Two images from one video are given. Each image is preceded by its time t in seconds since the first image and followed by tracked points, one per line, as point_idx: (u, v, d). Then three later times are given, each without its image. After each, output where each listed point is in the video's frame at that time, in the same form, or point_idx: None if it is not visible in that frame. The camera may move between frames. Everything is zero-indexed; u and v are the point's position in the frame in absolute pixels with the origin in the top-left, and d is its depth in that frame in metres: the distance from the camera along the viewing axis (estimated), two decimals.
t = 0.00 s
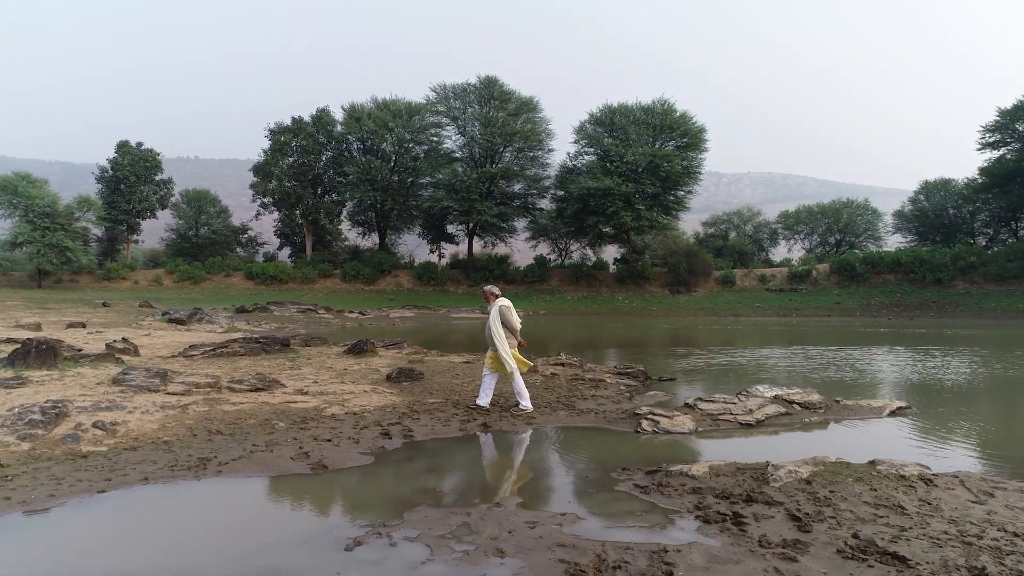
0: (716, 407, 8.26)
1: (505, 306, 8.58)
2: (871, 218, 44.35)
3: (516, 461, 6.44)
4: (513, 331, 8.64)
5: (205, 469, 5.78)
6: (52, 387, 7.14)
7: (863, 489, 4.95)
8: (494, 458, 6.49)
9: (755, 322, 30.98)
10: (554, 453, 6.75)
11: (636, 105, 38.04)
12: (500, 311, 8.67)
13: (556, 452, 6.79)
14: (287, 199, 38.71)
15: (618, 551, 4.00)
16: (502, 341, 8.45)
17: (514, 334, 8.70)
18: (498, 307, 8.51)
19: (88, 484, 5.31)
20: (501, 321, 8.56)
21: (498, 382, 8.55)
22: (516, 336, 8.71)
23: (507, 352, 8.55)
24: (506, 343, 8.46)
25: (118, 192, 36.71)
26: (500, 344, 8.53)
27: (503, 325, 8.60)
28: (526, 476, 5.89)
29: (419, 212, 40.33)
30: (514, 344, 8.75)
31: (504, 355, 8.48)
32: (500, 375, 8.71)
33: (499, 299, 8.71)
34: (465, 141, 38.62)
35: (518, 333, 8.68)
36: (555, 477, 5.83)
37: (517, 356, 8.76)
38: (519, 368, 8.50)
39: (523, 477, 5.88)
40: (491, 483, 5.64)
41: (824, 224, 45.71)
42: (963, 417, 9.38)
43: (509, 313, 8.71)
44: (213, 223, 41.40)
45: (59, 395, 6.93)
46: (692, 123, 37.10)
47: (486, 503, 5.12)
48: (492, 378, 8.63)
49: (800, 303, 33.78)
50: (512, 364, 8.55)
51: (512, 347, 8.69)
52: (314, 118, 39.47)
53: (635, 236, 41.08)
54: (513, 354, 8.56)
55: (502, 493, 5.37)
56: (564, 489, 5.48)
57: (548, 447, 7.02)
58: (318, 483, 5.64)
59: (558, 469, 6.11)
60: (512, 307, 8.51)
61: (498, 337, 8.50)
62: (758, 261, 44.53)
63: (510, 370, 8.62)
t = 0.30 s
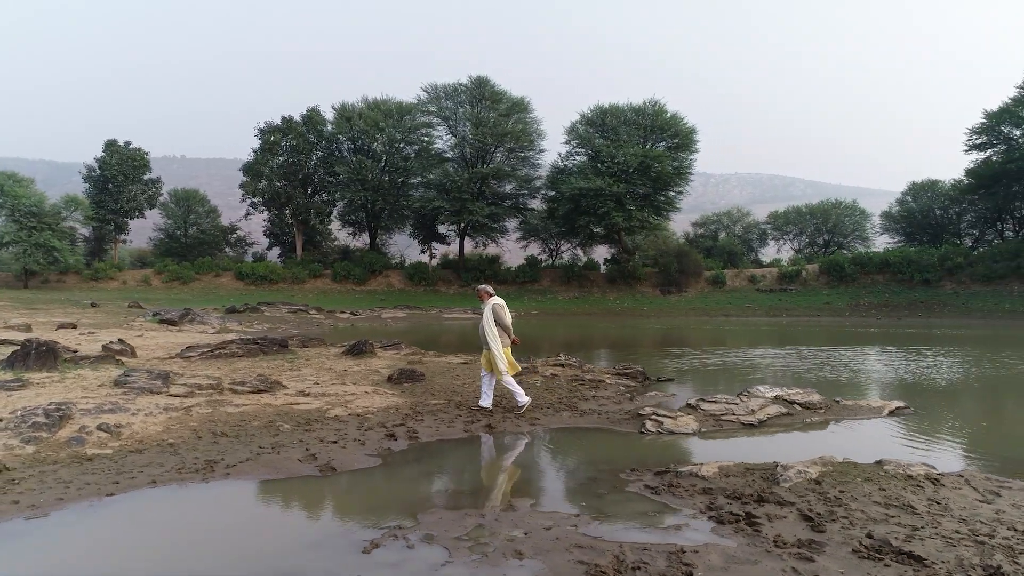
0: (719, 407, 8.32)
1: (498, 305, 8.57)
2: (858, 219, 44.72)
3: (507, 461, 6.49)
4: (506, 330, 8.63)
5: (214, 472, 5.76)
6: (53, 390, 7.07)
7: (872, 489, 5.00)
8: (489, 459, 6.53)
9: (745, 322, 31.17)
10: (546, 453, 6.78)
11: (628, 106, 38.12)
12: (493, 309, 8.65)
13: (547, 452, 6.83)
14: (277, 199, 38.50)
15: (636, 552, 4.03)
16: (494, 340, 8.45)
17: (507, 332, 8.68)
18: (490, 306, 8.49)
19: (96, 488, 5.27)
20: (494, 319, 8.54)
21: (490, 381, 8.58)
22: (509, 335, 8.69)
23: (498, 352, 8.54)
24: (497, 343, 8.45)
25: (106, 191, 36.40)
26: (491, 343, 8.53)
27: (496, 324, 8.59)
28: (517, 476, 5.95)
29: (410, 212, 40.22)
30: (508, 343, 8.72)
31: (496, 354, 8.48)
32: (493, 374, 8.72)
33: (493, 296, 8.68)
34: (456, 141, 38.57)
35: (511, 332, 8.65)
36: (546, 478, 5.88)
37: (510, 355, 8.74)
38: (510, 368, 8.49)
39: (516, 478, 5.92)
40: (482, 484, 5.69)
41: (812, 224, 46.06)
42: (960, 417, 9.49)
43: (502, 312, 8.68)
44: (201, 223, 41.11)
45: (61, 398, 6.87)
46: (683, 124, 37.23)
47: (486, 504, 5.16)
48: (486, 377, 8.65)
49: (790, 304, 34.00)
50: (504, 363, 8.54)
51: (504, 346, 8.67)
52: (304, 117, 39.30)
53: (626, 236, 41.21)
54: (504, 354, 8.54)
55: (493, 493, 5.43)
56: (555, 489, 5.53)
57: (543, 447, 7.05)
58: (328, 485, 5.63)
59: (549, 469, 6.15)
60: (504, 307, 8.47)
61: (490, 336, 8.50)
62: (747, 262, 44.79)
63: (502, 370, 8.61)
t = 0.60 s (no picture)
0: (721, 407, 8.37)
1: (495, 305, 8.63)
2: (846, 220, 45.06)
3: (510, 462, 6.50)
4: (502, 329, 8.66)
5: (223, 474, 5.73)
6: (55, 392, 7.01)
7: (881, 489, 5.05)
8: (485, 459, 6.59)
9: (736, 322, 31.32)
10: (536, 453, 6.86)
11: (619, 106, 38.21)
12: (490, 309, 8.68)
13: (538, 452, 6.91)
14: (267, 199, 38.29)
15: (653, 553, 4.05)
16: (489, 339, 8.46)
17: (503, 332, 8.71)
18: (487, 305, 8.53)
19: (105, 491, 5.23)
20: (490, 318, 8.58)
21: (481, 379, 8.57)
22: (504, 335, 8.71)
23: (492, 351, 8.55)
24: (491, 341, 8.47)
25: (93, 191, 36.06)
26: (486, 342, 8.56)
27: (492, 323, 8.62)
28: (509, 477, 6.02)
29: (401, 212, 40.12)
30: (503, 344, 8.74)
31: (490, 353, 8.49)
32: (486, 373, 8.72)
33: (491, 296, 8.72)
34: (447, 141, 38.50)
35: (506, 332, 8.67)
36: (539, 479, 5.95)
37: (503, 356, 8.73)
38: (501, 368, 8.50)
39: (515, 479, 5.96)
40: (477, 484, 5.75)
41: (801, 225, 46.37)
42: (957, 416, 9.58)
43: (499, 312, 8.71)
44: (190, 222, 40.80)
45: (64, 400, 6.82)
46: (673, 125, 37.37)
47: (491, 506, 5.19)
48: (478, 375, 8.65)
49: (780, 304, 34.19)
50: (496, 363, 8.53)
51: (499, 346, 8.69)
52: (294, 117, 39.11)
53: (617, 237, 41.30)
54: (498, 353, 8.55)
55: (494, 494, 5.47)
56: (545, 489, 5.62)
57: (537, 448, 7.09)
58: (339, 487, 5.61)
59: (538, 470, 6.24)
60: (501, 306, 8.50)
61: (484, 334, 8.53)
62: (737, 262, 45.03)
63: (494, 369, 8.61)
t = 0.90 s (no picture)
0: (724, 407, 8.43)
1: (493, 304, 8.61)
2: (835, 220, 45.40)
3: (517, 463, 6.51)
4: (499, 331, 8.64)
5: (232, 476, 5.71)
6: (58, 394, 6.96)
7: (890, 489, 5.11)
8: (492, 461, 6.59)
9: (728, 322, 31.47)
10: (529, 453, 6.89)
11: (610, 107, 38.28)
12: (489, 310, 8.69)
13: (531, 452, 6.93)
14: (257, 199, 38.07)
15: (670, 553, 4.08)
16: (485, 339, 8.48)
17: (500, 334, 8.69)
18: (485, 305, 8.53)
19: (114, 494, 5.20)
20: (487, 319, 8.58)
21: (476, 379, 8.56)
22: (502, 336, 8.69)
23: (489, 351, 8.54)
24: (488, 342, 8.46)
25: (81, 190, 35.71)
26: (482, 342, 8.56)
27: (489, 324, 8.62)
28: (514, 477, 6.03)
29: (392, 212, 40.00)
30: (500, 345, 8.72)
31: (485, 353, 8.49)
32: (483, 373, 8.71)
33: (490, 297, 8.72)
34: (439, 141, 38.43)
35: (503, 333, 8.64)
36: (548, 480, 5.95)
37: (500, 357, 8.69)
38: (496, 368, 8.49)
39: (525, 479, 5.97)
40: (478, 484, 5.78)
41: (790, 225, 46.68)
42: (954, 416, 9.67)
43: (497, 313, 8.71)
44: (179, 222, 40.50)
45: (67, 402, 6.77)
46: (665, 125, 37.50)
47: (496, 507, 5.21)
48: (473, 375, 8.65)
49: (771, 304, 34.39)
50: (493, 363, 8.52)
51: (496, 347, 8.67)
52: (284, 116, 38.92)
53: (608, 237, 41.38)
54: (494, 354, 8.53)
55: (506, 495, 5.47)
56: (538, 489, 5.66)
57: (544, 449, 7.10)
58: (348, 489, 5.60)
59: (532, 469, 6.27)
60: (498, 307, 8.49)
61: (480, 334, 8.54)
62: (727, 262, 45.25)
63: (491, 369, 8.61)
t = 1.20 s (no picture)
0: (725, 408, 8.49)
1: (489, 306, 8.61)
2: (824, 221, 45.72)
3: (525, 464, 6.50)
4: (495, 332, 8.62)
5: (241, 479, 5.68)
6: (60, 396, 6.90)
7: (899, 488, 5.16)
8: (499, 462, 6.59)
9: (719, 322, 31.61)
10: (537, 454, 6.88)
11: (601, 107, 38.36)
12: (485, 311, 8.66)
13: (533, 453, 6.95)
14: (247, 199, 37.85)
15: (687, 554, 4.11)
16: (481, 342, 8.48)
17: (497, 335, 8.67)
18: (481, 307, 8.51)
19: (123, 497, 5.16)
20: (483, 321, 8.56)
21: (475, 381, 8.55)
22: (498, 337, 8.68)
23: (486, 353, 8.54)
24: (484, 344, 8.45)
25: (68, 189, 35.34)
26: (479, 344, 8.56)
27: (485, 326, 8.60)
28: (523, 479, 6.02)
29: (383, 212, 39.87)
30: (497, 346, 8.71)
31: (483, 355, 8.48)
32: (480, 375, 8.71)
33: (485, 298, 8.69)
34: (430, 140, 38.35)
35: (500, 335, 8.62)
36: (558, 481, 5.95)
37: (499, 358, 8.70)
38: (495, 370, 8.50)
39: (534, 481, 5.96)
40: (487, 485, 5.79)
41: (779, 225, 46.95)
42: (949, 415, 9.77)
43: (492, 314, 8.68)
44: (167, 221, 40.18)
45: (70, 404, 6.71)
46: (655, 126, 37.63)
47: (507, 508, 5.21)
48: (471, 376, 8.64)
49: (761, 304, 34.59)
50: (491, 365, 8.52)
51: (493, 349, 8.66)
52: (275, 115, 38.73)
53: (599, 237, 41.47)
54: (491, 356, 8.53)
55: (517, 497, 5.47)
56: (543, 489, 5.69)
57: (550, 450, 7.10)
58: (358, 491, 5.58)
59: (523, 469, 6.31)
60: (494, 309, 8.47)
61: (476, 336, 8.54)
62: (717, 262, 45.47)
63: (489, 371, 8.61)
